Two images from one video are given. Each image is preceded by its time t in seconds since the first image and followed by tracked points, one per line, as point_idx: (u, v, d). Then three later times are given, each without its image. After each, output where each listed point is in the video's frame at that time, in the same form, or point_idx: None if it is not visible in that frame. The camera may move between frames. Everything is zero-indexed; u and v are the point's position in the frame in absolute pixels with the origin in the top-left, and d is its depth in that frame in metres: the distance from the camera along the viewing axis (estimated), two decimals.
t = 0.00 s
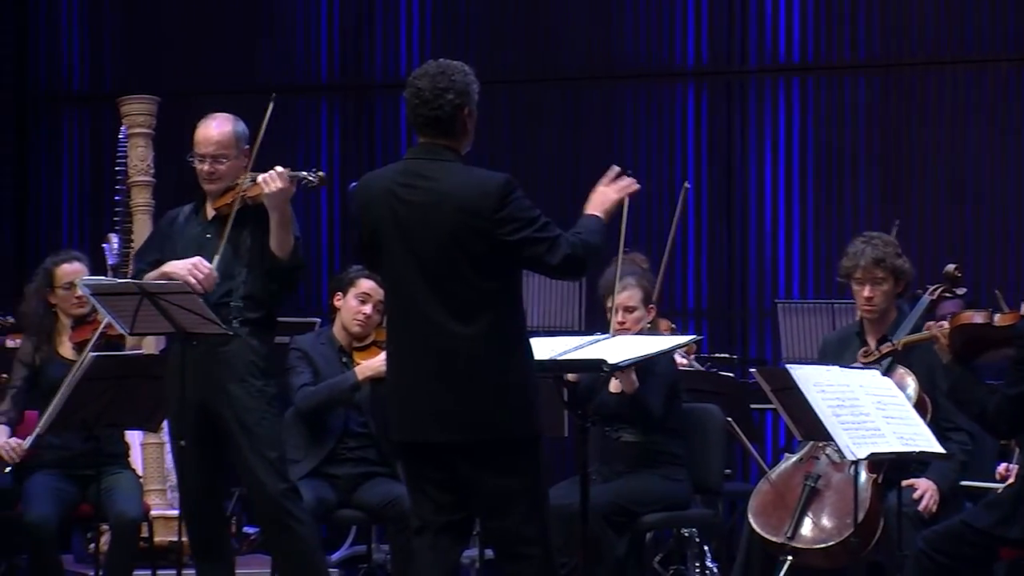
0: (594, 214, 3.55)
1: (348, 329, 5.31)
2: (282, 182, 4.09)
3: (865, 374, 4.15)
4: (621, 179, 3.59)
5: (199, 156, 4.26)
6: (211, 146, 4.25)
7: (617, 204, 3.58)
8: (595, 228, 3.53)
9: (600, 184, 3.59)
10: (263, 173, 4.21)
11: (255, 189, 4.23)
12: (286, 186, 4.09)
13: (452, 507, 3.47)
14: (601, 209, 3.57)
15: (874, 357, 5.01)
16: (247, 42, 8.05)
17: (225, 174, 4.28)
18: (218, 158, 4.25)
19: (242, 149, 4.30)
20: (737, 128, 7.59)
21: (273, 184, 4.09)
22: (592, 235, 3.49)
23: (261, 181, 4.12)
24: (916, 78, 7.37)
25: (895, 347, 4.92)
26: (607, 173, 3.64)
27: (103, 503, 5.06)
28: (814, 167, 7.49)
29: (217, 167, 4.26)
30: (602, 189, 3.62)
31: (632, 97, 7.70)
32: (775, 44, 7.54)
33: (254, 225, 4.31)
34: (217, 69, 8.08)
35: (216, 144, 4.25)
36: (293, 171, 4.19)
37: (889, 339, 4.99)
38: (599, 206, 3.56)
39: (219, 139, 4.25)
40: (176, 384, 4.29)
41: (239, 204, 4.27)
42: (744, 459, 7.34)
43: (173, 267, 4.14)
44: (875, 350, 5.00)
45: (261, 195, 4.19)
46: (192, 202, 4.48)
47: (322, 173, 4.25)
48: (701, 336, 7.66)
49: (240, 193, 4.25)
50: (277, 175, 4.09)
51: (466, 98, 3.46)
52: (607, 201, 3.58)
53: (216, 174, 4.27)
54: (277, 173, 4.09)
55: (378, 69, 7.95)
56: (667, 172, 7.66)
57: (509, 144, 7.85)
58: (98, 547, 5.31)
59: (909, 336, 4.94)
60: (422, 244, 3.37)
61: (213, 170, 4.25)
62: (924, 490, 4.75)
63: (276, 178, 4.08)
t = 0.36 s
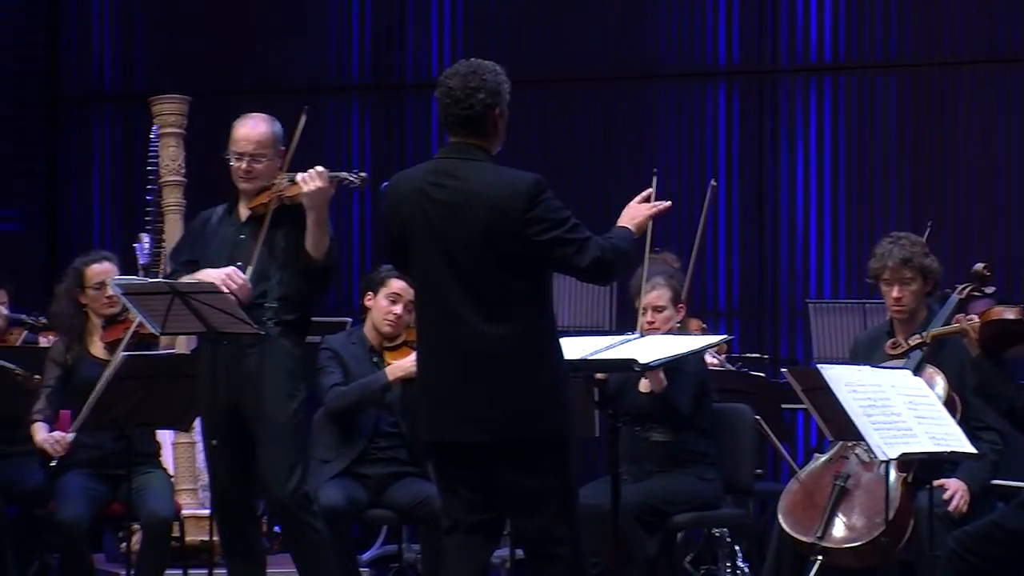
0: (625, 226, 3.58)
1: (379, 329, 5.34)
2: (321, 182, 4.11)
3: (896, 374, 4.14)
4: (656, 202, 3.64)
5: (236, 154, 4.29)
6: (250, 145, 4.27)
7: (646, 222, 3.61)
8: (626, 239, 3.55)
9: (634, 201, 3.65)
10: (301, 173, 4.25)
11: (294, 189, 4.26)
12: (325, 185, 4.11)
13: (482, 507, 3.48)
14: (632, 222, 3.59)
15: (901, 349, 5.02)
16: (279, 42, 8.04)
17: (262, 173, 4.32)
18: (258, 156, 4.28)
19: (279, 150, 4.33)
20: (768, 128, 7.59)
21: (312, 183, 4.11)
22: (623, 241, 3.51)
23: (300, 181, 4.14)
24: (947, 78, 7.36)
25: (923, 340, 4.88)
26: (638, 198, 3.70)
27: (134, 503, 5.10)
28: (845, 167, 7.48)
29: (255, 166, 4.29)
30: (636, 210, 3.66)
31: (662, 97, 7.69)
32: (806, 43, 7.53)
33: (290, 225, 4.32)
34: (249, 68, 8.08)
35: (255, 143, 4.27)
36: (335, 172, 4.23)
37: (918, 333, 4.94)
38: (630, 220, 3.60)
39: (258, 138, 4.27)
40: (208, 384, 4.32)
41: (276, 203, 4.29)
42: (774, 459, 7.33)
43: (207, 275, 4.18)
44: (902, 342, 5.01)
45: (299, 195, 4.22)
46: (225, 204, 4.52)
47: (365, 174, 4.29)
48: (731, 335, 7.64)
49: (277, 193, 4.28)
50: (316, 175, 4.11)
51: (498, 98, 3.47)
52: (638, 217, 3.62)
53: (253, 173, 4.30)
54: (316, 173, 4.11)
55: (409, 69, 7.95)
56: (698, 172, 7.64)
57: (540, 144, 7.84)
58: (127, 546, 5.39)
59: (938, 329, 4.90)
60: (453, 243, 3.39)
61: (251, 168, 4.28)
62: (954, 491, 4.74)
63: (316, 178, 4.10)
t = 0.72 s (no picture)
0: (636, 217, 3.56)
1: (403, 330, 5.36)
2: (358, 184, 4.11)
3: (922, 374, 4.13)
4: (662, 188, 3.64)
5: (274, 153, 4.31)
6: (288, 144, 4.29)
7: (656, 207, 3.60)
8: (640, 231, 3.53)
9: (637, 190, 3.63)
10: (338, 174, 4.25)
11: (332, 189, 4.28)
12: (359, 188, 4.11)
13: (509, 507, 3.50)
14: (642, 213, 3.57)
15: (924, 349, 5.08)
16: (304, 42, 8.06)
17: (298, 172, 4.31)
18: (294, 155, 4.29)
19: (318, 150, 4.33)
20: (793, 128, 7.59)
21: (346, 185, 4.11)
22: (643, 237, 3.48)
23: (337, 183, 4.15)
24: (972, 78, 7.38)
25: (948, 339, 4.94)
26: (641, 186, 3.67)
27: (160, 503, 5.13)
28: (871, 168, 7.48)
29: (291, 164, 4.29)
30: (639, 196, 3.64)
31: (688, 96, 7.69)
32: (831, 43, 7.53)
33: (327, 226, 4.34)
34: (274, 68, 8.09)
35: (293, 141, 4.29)
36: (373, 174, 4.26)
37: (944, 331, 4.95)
38: (639, 211, 3.57)
39: (296, 137, 4.29)
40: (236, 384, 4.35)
41: (313, 204, 4.31)
42: (799, 459, 7.32)
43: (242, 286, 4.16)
44: (925, 342, 5.07)
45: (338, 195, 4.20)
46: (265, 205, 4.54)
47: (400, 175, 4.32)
48: (756, 335, 7.63)
49: (315, 194, 4.29)
50: (351, 177, 4.11)
51: (523, 98, 3.49)
52: (646, 204, 3.60)
53: (290, 171, 4.31)
54: (351, 175, 4.12)
55: (435, 69, 7.96)
56: (724, 172, 7.64)
57: (565, 144, 7.84)
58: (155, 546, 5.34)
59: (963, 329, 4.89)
60: (479, 242, 3.41)
61: (287, 166, 4.29)
62: (979, 490, 4.74)
63: (353, 180, 4.10)
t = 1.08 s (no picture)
0: (654, 199, 3.58)
1: (422, 330, 5.37)
2: (390, 186, 4.05)
3: (941, 374, 4.13)
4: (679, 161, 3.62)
5: (308, 151, 4.30)
6: (322, 141, 4.27)
7: (673, 182, 3.60)
8: (659, 215, 3.57)
9: (654, 164, 3.62)
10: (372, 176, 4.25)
11: (365, 191, 4.27)
12: (390, 191, 4.04)
13: (527, 507, 3.51)
14: (659, 192, 3.59)
15: (943, 351, 4.99)
16: (324, 42, 8.08)
17: (333, 170, 4.31)
18: (329, 152, 4.28)
19: (353, 148, 4.32)
20: (811, 128, 7.58)
21: (379, 187, 4.06)
22: (661, 227, 3.52)
23: (370, 184, 4.09)
24: (992, 77, 7.35)
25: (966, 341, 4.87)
26: (658, 159, 3.67)
27: (179, 503, 5.15)
28: (890, 168, 7.46)
29: (326, 162, 4.29)
30: (656, 169, 3.64)
31: (707, 96, 7.68)
32: (850, 43, 7.52)
33: (359, 226, 4.36)
34: (293, 67, 8.11)
35: (327, 139, 4.27)
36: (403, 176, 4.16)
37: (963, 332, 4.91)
38: (656, 191, 3.59)
39: (330, 134, 4.28)
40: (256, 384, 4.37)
41: (345, 204, 4.31)
42: (818, 459, 7.31)
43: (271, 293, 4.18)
44: (944, 343, 4.99)
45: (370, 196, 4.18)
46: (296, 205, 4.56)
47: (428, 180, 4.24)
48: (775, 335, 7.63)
49: (348, 194, 4.29)
50: (383, 179, 4.06)
51: (540, 97, 3.50)
52: (663, 180, 3.60)
53: (325, 170, 4.30)
54: (384, 176, 4.06)
55: (453, 69, 7.97)
56: (743, 172, 7.63)
57: (583, 143, 7.84)
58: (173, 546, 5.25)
59: (980, 331, 4.86)
60: (498, 241, 3.42)
61: (323, 164, 4.28)
62: (999, 491, 4.72)
63: (384, 181, 4.05)
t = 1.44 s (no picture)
0: (685, 213, 3.58)
1: (441, 329, 5.38)
2: (422, 187, 4.06)
3: (960, 374, 4.12)
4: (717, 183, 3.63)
5: (339, 148, 4.31)
6: (355, 139, 4.30)
7: (708, 201, 3.60)
8: (686, 227, 3.57)
9: (692, 183, 3.63)
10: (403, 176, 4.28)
11: (396, 191, 4.30)
12: (423, 193, 4.06)
13: (544, 507, 3.52)
14: (691, 208, 3.60)
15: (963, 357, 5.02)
16: (342, 43, 8.10)
17: (364, 169, 4.34)
18: (362, 150, 4.30)
19: (383, 147, 4.36)
20: (830, 129, 7.57)
21: (411, 188, 4.06)
22: (682, 234, 3.52)
23: (401, 184, 4.10)
24: (1011, 77, 7.33)
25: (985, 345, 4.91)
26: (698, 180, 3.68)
27: (197, 503, 5.18)
28: (908, 167, 7.45)
29: (359, 160, 4.31)
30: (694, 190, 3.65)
31: (725, 96, 7.67)
32: (868, 43, 7.52)
33: (389, 225, 4.39)
34: (311, 68, 8.13)
35: (359, 137, 4.30)
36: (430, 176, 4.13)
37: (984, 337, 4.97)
38: (689, 206, 3.60)
39: (363, 133, 4.31)
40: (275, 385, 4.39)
41: (376, 204, 4.33)
42: (836, 459, 7.30)
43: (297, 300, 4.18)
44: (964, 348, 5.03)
45: (400, 196, 4.19)
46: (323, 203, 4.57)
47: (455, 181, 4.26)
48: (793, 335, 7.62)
49: (378, 194, 4.32)
50: (416, 180, 4.06)
51: (558, 98, 3.51)
52: (698, 198, 3.61)
53: (356, 168, 4.33)
54: (417, 177, 4.08)
55: (471, 69, 7.98)
56: (761, 172, 7.62)
57: (601, 143, 7.84)
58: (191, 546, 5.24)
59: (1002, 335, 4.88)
60: (515, 242, 3.43)
61: (355, 162, 4.30)
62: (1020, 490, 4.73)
63: (416, 182, 4.05)
